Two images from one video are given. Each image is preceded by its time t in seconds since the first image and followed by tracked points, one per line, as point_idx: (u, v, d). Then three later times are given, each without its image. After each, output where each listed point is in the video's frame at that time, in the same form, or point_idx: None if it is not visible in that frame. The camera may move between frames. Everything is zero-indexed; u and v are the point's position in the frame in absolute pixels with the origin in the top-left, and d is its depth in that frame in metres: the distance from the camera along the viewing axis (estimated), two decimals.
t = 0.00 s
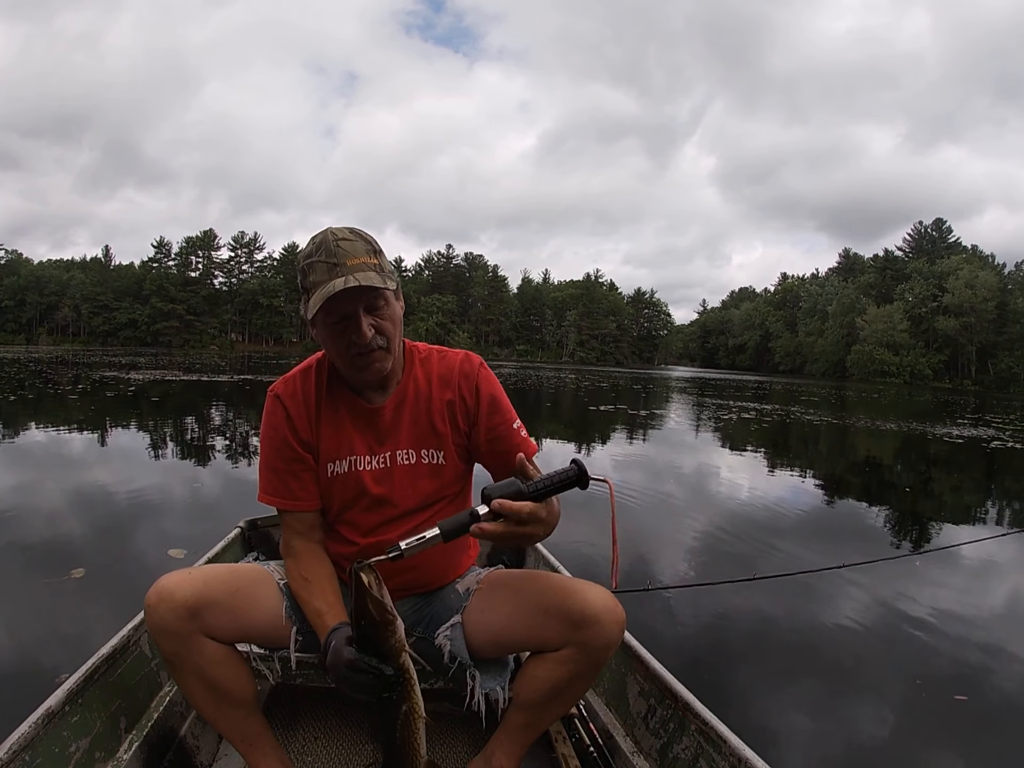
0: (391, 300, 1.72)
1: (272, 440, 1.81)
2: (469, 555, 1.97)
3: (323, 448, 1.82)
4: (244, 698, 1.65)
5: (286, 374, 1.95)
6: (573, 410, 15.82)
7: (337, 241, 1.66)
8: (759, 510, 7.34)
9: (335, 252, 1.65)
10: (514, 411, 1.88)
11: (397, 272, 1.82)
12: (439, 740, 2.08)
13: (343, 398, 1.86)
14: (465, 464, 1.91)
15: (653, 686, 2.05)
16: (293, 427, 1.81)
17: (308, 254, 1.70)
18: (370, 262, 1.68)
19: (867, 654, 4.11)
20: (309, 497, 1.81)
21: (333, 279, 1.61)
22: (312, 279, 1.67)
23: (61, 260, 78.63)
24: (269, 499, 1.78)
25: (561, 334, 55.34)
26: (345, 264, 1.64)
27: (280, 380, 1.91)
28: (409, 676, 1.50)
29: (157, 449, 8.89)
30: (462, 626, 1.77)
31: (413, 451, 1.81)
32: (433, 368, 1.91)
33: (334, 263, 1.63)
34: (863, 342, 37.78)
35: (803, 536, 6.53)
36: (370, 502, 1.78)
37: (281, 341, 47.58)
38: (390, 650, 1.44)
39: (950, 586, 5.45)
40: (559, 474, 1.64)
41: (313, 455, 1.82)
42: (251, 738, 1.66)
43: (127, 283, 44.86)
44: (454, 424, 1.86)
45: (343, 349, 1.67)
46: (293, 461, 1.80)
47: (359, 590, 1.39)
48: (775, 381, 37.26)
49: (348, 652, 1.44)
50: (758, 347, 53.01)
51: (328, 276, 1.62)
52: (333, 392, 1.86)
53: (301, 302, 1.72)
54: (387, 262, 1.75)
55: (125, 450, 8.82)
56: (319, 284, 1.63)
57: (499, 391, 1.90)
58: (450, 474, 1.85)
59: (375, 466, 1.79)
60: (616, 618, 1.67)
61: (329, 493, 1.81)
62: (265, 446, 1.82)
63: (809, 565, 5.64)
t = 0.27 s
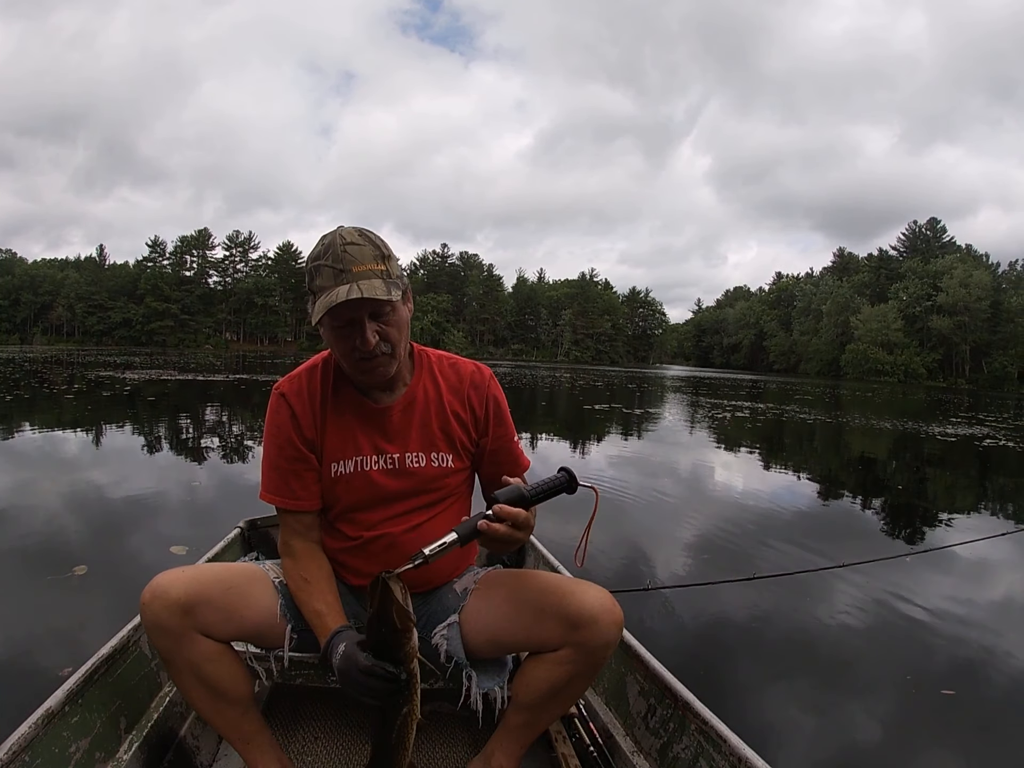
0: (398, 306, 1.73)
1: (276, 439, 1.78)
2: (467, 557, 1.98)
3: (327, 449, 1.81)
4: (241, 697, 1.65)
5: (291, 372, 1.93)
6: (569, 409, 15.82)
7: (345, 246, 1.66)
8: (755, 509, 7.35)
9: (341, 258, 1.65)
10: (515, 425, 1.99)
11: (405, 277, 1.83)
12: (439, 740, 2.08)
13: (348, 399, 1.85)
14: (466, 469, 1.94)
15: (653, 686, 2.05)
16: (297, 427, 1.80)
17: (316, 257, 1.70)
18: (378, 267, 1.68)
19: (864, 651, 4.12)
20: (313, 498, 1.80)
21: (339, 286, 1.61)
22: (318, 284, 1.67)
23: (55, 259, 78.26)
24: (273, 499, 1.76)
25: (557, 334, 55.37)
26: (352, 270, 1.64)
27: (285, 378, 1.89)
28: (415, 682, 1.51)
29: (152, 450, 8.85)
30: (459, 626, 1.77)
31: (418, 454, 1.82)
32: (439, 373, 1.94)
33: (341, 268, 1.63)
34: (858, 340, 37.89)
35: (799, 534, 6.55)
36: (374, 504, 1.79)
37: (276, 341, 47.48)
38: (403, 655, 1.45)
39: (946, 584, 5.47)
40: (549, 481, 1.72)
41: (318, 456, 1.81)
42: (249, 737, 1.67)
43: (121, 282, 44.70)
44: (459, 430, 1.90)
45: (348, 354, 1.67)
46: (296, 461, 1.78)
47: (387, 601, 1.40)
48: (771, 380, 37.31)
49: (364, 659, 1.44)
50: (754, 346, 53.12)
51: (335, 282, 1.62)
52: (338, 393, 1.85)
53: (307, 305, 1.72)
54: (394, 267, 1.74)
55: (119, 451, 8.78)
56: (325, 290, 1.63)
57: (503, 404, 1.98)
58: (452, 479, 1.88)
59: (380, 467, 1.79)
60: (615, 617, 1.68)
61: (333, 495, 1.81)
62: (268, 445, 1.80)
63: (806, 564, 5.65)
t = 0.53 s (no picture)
0: (405, 310, 1.72)
1: (280, 438, 1.76)
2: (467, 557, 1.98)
3: (331, 448, 1.80)
4: (240, 697, 1.64)
5: (295, 370, 1.91)
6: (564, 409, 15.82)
7: (353, 249, 1.65)
8: (751, 509, 7.37)
9: (350, 261, 1.64)
10: (517, 425, 2.03)
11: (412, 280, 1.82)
12: (437, 740, 2.08)
13: (353, 399, 1.83)
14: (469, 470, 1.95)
15: (652, 687, 2.05)
16: (302, 425, 1.78)
17: (324, 258, 1.68)
18: (386, 271, 1.67)
19: (860, 650, 4.13)
20: (316, 498, 1.79)
21: (347, 289, 1.61)
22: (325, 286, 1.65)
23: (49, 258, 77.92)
24: (276, 498, 1.75)
25: (552, 333, 55.38)
26: (360, 273, 1.63)
27: (290, 376, 1.86)
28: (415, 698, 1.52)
29: (146, 449, 8.81)
30: (459, 626, 1.77)
31: (422, 455, 1.83)
32: (444, 374, 1.94)
33: (349, 271, 1.62)
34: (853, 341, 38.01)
35: (795, 534, 6.57)
36: (378, 504, 1.79)
37: (272, 340, 47.38)
38: (409, 671, 1.47)
39: (941, 583, 5.49)
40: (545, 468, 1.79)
41: (322, 455, 1.79)
42: (248, 737, 1.66)
43: (116, 281, 44.53)
44: (462, 430, 1.91)
45: (354, 355, 1.67)
46: (301, 460, 1.76)
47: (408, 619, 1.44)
48: (766, 380, 37.38)
49: (370, 671, 1.46)
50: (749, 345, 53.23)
51: (342, 285, 1.61)
52: (343, 393, 1.84)
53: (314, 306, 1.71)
54: (402, 270, 1.74)
55: (114, 451, 8.74)
56: (332, 293, 1.62)
57: (506, 403, 2.01)
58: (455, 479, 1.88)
59: (385, 467, 1.79)
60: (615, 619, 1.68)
61: (337, 494, 1.80)
62: (272, 443, 1.77)
63: (802, 564, 5.67)
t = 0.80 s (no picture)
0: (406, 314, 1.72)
1: (281, 441, 1.75)
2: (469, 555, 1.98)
3: (333, 449, 1.79)
4: (240, 697, 1.64)
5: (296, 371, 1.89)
6: (560, 407, 15.84)
7: (352, 253, 1.65)
8: (747, 506, 7.39)
9: (350, 265, 1.63)
10: (516, 417, 2.05)
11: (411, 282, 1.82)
12: (437, 740, 2.09)
13: (353, 400, 1.83)
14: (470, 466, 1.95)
15: (652, 687, 2.06)
16: (304, 428, 1.77)
17: (324, 262, 1.67)
18: (387, 275, 1.67)
19: (858, 646, 4.15)
20: (319, 499, 1.78)
21: (349, 295, 1.60)
22: (325, 291, 1.65)
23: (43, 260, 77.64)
24: (279, 500, 1.74)
25: (548, 332, 55.44)
26: (360, 278, 1.62)
27: (291, 378, 1.85)
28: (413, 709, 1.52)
29: (142, 451, 8.79)
30: (459, 626, 1.77)
31: (424, 453, 1.83)
32: (444, 371, 1.94)
33: (349, 277, 1.62)
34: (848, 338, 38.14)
35: (792, 530, 6.58)
36: (381, 502, 1.79)
37: (268, 341, 47.29)
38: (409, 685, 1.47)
39: (937, 579, 5.51)
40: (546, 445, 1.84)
41: (324, 456, 1.79)
42: (248, 736, 1.66)
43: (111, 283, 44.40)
44: (463, 426, 1.92)
45: (356, 359, 1.66)
46: (303, 462, 1.75)
47: (415, 631, 1.44)
48: (761, 378, 37.49)
49: (369, 679, 1.46)
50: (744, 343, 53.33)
51: (344, 290, 1.61)
52: (344, 394, 1.83)
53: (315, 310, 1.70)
54: (402, 273, 1.73)
55: (109, 452, 8.71)
56: (334, 298, 1.62)
57: (504, 397, 2.02)
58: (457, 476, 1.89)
59: (387, 466, 1.79)
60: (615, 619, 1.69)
61: (340, 495, 1.80)
62: (274, 445, 1.77)
63: (799, 560, 5.68)
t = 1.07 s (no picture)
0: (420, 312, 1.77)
1: (283, 441, 1.75)
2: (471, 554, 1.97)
3: (336, 447, 1.79)
4: (242, 698, 1.64)
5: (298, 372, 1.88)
6: (556, 407, 15.83)
7: (379, 249, 1.68)
8: (744, 504, 7.40)
9: (377, 261, 1.66)
10: (516, 409, 2.05)
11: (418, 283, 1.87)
12: (438, 740, 2.09)
13: (357, 398, 1.82)
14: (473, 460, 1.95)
15: (653, 686, 2.06)
16: (307, 427, 1.77)
17: (344, 256, 1.66)
18: (410, 272, 1.72)
19: (856, 644, 4.16)
20: (322, 497, 1.78)
21: (380, 289, 1.62)
22: (352, 286, 1.63)
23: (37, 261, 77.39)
24: (282, 499, 1.74)
25: (544, 332, 55.47)
26: (391, 273, 1.66)
27: (293, 378, 1.85)
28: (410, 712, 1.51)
29: (138, 452, 8.76)
30: (462, 625, 1.77)
31: (427, 448, 1.83)
32: (446, 366, 1.94)
33: (380, 271, 1.64)
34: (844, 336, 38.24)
35: (789, 529, 6.60)
36: (385, 499, 1.79)
37: (264, 341, 47.21)
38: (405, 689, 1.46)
39: (933, 576, 5.53)
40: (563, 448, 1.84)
41: (327, 455, 1.78)
42: (249, 738, 1.66)
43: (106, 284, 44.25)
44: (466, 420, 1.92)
45: (377, 355, 1.67)
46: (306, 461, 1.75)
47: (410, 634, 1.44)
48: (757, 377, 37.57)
49: (363, 681, 1.46)
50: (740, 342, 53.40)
51: (376, 284, 1.62)
52: (345, 393, 1.82)
53: (331, 303, 1.66)
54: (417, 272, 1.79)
55: (105, 454, 8.68)
56: (363, 292, 1.62)
57: (505, 390, 2.02)
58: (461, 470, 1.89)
59: (390, 463, 1.79)
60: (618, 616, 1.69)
61: (344, 492, 1.80)
62: (276, 446, 1.77)
63: (796, 559, 5.69)
